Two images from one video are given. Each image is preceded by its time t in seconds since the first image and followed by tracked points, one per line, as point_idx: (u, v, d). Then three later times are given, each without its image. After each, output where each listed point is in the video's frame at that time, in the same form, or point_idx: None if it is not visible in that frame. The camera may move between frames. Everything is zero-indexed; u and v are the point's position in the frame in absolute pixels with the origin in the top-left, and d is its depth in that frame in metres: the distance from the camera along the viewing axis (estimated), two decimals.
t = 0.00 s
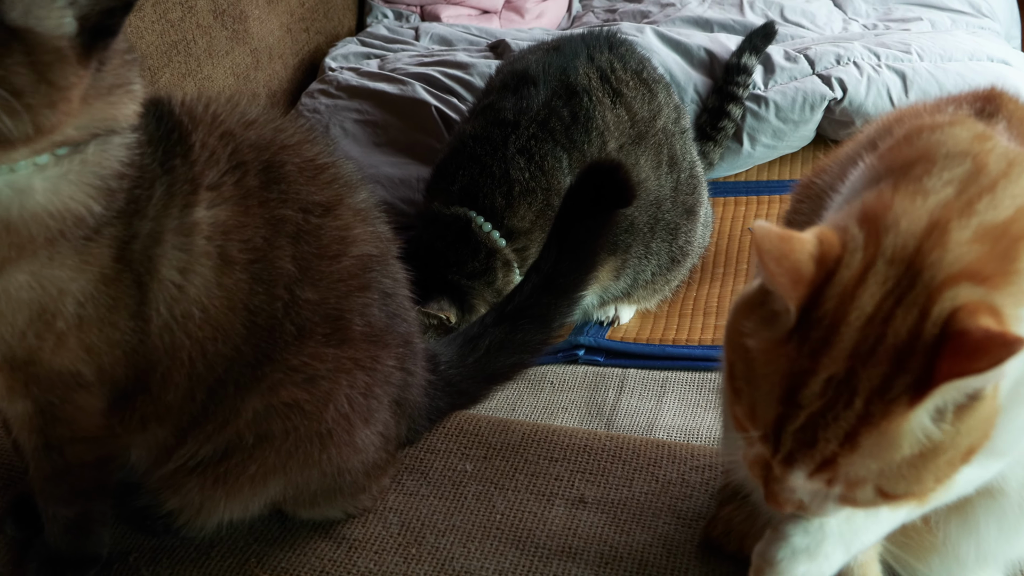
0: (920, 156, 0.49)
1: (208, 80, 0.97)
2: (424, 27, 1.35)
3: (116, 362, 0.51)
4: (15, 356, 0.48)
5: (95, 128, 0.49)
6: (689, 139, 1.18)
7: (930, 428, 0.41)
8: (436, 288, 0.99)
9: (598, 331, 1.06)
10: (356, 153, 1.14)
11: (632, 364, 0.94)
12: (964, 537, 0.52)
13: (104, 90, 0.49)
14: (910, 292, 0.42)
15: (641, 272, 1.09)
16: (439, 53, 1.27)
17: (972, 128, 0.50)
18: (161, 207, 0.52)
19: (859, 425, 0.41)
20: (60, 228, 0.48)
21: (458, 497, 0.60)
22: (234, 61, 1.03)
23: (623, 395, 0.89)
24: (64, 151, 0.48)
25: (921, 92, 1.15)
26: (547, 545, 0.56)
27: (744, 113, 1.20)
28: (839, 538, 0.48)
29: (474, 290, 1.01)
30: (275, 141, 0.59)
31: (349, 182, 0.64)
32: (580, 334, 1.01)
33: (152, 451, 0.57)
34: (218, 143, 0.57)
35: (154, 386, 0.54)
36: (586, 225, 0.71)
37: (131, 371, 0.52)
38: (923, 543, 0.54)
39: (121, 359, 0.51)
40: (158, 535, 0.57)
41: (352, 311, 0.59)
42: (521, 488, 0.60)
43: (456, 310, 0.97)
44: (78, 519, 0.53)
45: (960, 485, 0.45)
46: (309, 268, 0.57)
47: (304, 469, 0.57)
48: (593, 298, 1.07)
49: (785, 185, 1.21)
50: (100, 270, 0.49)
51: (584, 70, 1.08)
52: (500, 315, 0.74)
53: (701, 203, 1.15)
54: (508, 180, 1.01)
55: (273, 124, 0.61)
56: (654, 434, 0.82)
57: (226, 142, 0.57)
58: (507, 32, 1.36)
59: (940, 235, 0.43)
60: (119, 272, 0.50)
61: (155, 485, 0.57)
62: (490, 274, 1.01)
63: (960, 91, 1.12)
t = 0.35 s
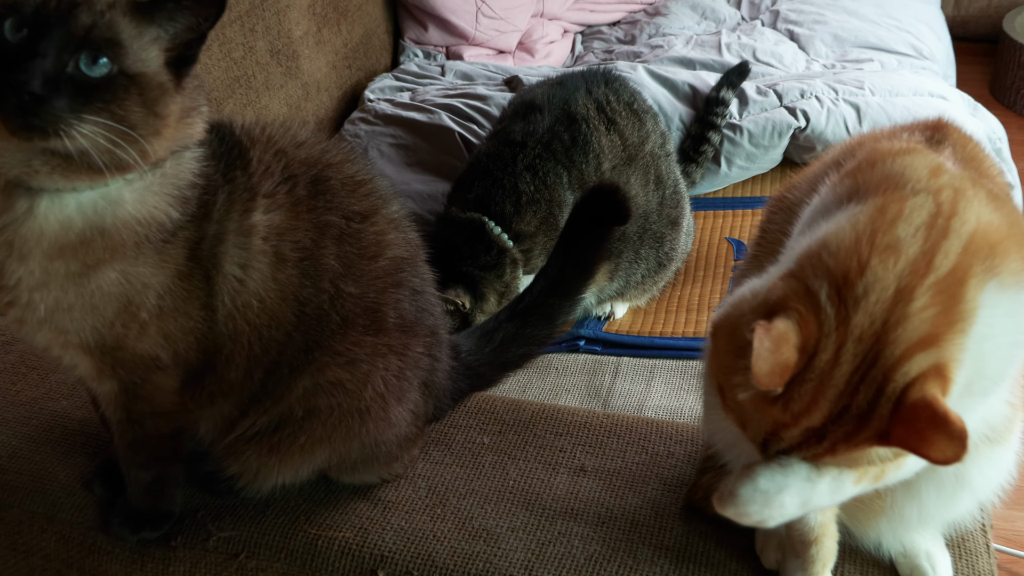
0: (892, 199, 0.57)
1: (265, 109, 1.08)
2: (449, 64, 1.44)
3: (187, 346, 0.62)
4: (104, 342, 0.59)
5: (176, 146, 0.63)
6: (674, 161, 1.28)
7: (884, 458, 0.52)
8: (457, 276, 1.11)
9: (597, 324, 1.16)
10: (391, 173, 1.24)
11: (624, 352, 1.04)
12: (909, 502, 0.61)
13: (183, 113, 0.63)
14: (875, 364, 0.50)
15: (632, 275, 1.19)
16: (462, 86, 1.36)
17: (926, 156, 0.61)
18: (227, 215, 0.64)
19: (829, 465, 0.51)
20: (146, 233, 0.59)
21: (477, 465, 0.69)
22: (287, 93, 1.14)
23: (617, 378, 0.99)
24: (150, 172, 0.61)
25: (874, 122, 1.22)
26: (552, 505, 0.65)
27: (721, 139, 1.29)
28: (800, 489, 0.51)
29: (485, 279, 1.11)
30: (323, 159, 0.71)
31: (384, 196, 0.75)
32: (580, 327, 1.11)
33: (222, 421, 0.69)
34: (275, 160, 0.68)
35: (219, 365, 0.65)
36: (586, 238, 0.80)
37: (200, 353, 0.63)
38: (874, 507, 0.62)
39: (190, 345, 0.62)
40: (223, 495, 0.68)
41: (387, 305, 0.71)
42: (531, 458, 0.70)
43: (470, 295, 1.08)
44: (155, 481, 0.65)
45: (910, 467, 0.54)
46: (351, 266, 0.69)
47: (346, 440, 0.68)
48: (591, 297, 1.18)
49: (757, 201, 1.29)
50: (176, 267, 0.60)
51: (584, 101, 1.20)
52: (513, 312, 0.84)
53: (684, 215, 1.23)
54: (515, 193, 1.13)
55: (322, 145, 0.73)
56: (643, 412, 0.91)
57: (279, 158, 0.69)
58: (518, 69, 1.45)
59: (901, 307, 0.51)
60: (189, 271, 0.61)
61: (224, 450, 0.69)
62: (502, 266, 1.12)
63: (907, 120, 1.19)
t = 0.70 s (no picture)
0: (816, 195, 0.76)
1: (317, 147, 1.27)
2: (466, 112, 1.65)
3: (253, 341, 0.77)
4: (186, 338, 0.75)
5: (241, 179, 0.78)
6: (646, 190, 1.44)
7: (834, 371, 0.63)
8: (474, 276, 1.25)
9: (585, 322, 1.30)
10: (420, 201, 1.41)
11: (609, 345, 1.19)
12: (842, 466, 0.77)
13: (244, 152, 0.78)
14: (813, 276, 0.65)
15: (613, 280, 1.32)
16: (481, 130, 1.56)
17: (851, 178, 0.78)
18: (287, 235, 0.80)
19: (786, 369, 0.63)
20: (220, 251, 0.75)
21: (489, 436, 0.85)
22: (336, 137, 1.35)
23: (602, 365, 1.14)
24: (221, 203, 0.76)
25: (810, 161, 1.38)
26: (550, 469, 0.81)
27: (687, 173, 1.45)
28: (723, 446, 0.70)
29: (501, 276, 1.27)
30: (364, 190, 0.88)
31: (414, 219, 0.92)
32: (571, 324, 1.26)
33: (284, 401, 0.84)
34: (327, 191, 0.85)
35: (281, 356, 0.80)
36: (578, 255, 0.99)
37: (263, 347, 0.78)
38: (812, 469, 0.78)
39: (255, 341, 0.77)
40: (282, 462, 0.83)
41: (416, 306, 0.86)
42: (533, 432, 0.85)
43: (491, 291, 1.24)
44: (226, 451, 0.80)
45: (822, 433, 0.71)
46: (387, 275, 0.84)
47: (384, 417, 0.83)
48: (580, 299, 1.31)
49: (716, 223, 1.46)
50: (244, 277, 0.76)
51: (571, 140, 1.38)
52: (518, 313, 1.00)
53: (655, 233, 1.40)
54: (521, 212, 1.30)
55: (364, 178, 0.90)
56: (623, 393, 1.05)
57: (329, 188, 0.86)
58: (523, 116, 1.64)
59: (830, 242, 0.67)
60: (255, 282, 0.77)
61: (285, 425, 0.84)
62: (514, 267, 1.28)
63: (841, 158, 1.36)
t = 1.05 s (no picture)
0: (771, 221, 0.91)
1: (350, 174, 1.58)
2: (477, 146, 2.02)
3: (298, 340, 0.92)
4: (243, 337, 0.90)
5: (290, 204, 0.94)
6: (625, 212, 1.76)
7: (769, 378, 0.77)
8: (487, 287, 1.52)
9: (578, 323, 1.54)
10: (439, 221, 1.76)
11: (597, 343, 1.42)
12: (794, 446, 0.91)
13: (292, 181, 0.94)
14: (754, 298, 0.79)
15: (599, 289, 1.59)
16: (488, 163, 1.91)
17: (804, 206, 0.95)
18: (327, 251, 0.95)
19: (727, 375, 0.77)
20: (272, 263, 0.90)
21: (495, 419, 1.00)
22: (368, 167, 1.67)
23: (592, 359, 1.38)
24: (273, 225, 0.92)
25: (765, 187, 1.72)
26: (548, 447, 0.95)
27: (663, 198, 1.78)
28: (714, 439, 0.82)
29: (506, 285, 1.54)
30: (392, 213, 1.04)
31: (434, 237, 1.09)
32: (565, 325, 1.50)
33: (323, 391, 0.99)
34: (360, 214, 1.01)
35: (321, 352, 0.95)
36: (572, 268, 1.12)
37: (306, 345, 0.93)
38: (769, 448, 0.92)
39: (300, 339, 0.93)
40: (321, 440, 0.98)
41: (435, 310, 1.01)
42: (533, 416, 1.00)
43: (499, 300, 1.51)
44: (275, 433, 0.94)
45: (788, 416, 0.84)
46: (411, 284, 1.00)
47: (408, 403, 0.97)
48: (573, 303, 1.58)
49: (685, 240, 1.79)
50: (292, 287, 0.91)
51: (562, 171, 1.70)
52: (522, 317, 1.16)
53: (633, 247, 1.70)
54: (519, 232, 1.60)
55: (391, 203, 1.06)
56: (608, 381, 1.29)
57: (362, 212, 1.02)
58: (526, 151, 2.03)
59: (773, 268, 0.81)
60: (300, 290, 0.92)
61: (324, 410, 0.99)
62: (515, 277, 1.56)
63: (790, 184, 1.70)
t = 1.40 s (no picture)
0: (760, 227, 1.01)
1: (375, 183, 1.75)
2: (489, 160, 2.20)
3: (330, 332, 1.04)
4: (281, 329, 1.01)
5: (324, 210, 1.05)
6: (622, 221, 1.89)
7: (764, 368, 0.86)
8: (497, 285, 1.65)
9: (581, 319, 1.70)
10: (454, 227, 1.90)
11: (597, 338, 1.60)
12: (776, 432, 0.98)
13: (326, 190, 1.05)
14: (748, 299, 0.87)
15: (598, 289, 1.71)
16: (499, 174, 2.06)
17: (788, 215, 1.05)
18: (356, 252, 1.06)
19: (727, 369, 0.85)
20: (308, 263, 1.01)
21: (506, 404, 1.10)
22: (392, 178, 1.85)
23: (593, 351, 1.54)
24: (309, 230, 1.03)
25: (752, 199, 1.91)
26: (553, 431, 1.04)
27: (658, 208, 1.94)
28: (682, 406, 0.88)
29: (514, 285, 1.66)
30: (414, 219, 1.16)
31: (451, 241, 1.20)
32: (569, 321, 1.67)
33: (351, 378, 1.11)
34: (386, 220, 1.12)
35: (349, 343, 1.07)
36: (574, 271, 1.23)
37: (337, 336, 1.05)
38: (753, 433, 0.99)
39: (331, 331, 1.04)
40: (348, 423, 1.08)
41: (453, 306, 1.12)
42: (540, 403, 1.10)
43: (508, 298, 1.63)
44: (308, 415, 1.03)
45: (760, 406, 0.91)
46: (431, 283, 1.11)
47: (427, 390, 1.08)
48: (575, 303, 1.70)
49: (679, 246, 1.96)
50: (325, 285, 1.02)
51: (565, 182, 1.83)
52: (528, 315, 1.28)
53: (630, 253, 1.82)
54: (525, 237, 1.72)
55: (413, 210, 1.18)
56: (607, 372, 1.46)
57: (388, 218, 1.13)
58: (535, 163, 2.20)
59: (764, 270, 0.90)
60: (333, 287, 1.03)
61: (353, 395, 1.10)
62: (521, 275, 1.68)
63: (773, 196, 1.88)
